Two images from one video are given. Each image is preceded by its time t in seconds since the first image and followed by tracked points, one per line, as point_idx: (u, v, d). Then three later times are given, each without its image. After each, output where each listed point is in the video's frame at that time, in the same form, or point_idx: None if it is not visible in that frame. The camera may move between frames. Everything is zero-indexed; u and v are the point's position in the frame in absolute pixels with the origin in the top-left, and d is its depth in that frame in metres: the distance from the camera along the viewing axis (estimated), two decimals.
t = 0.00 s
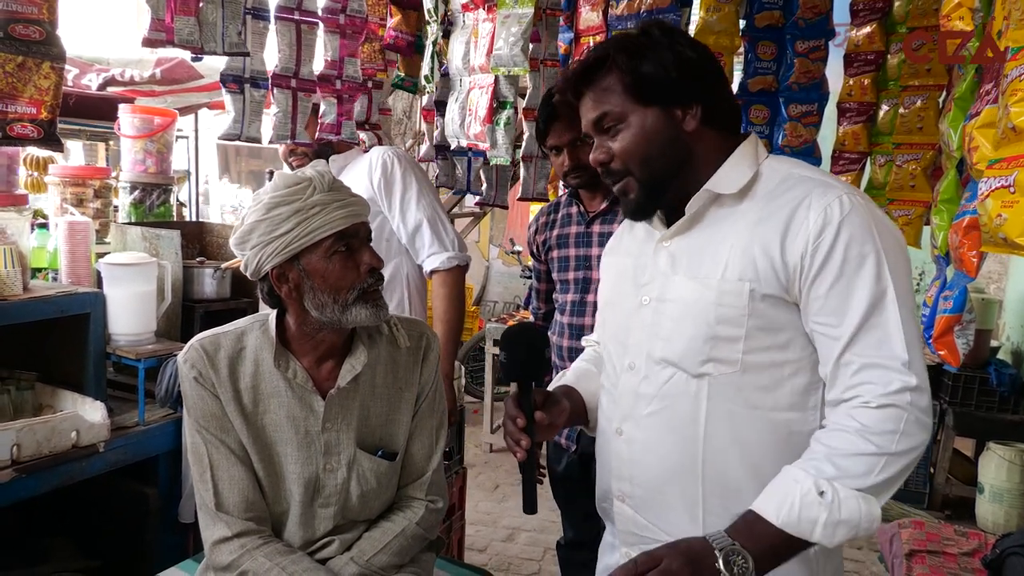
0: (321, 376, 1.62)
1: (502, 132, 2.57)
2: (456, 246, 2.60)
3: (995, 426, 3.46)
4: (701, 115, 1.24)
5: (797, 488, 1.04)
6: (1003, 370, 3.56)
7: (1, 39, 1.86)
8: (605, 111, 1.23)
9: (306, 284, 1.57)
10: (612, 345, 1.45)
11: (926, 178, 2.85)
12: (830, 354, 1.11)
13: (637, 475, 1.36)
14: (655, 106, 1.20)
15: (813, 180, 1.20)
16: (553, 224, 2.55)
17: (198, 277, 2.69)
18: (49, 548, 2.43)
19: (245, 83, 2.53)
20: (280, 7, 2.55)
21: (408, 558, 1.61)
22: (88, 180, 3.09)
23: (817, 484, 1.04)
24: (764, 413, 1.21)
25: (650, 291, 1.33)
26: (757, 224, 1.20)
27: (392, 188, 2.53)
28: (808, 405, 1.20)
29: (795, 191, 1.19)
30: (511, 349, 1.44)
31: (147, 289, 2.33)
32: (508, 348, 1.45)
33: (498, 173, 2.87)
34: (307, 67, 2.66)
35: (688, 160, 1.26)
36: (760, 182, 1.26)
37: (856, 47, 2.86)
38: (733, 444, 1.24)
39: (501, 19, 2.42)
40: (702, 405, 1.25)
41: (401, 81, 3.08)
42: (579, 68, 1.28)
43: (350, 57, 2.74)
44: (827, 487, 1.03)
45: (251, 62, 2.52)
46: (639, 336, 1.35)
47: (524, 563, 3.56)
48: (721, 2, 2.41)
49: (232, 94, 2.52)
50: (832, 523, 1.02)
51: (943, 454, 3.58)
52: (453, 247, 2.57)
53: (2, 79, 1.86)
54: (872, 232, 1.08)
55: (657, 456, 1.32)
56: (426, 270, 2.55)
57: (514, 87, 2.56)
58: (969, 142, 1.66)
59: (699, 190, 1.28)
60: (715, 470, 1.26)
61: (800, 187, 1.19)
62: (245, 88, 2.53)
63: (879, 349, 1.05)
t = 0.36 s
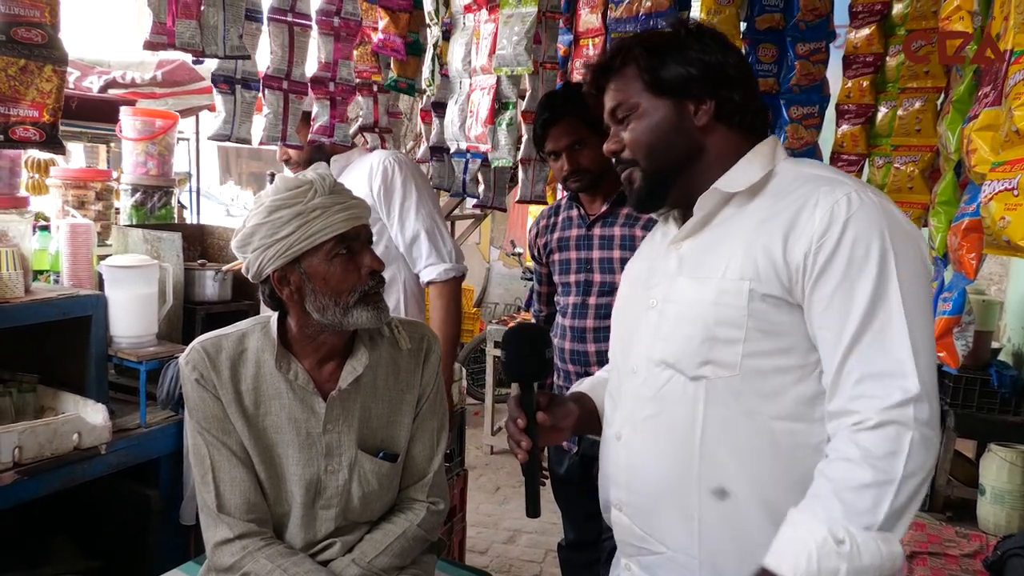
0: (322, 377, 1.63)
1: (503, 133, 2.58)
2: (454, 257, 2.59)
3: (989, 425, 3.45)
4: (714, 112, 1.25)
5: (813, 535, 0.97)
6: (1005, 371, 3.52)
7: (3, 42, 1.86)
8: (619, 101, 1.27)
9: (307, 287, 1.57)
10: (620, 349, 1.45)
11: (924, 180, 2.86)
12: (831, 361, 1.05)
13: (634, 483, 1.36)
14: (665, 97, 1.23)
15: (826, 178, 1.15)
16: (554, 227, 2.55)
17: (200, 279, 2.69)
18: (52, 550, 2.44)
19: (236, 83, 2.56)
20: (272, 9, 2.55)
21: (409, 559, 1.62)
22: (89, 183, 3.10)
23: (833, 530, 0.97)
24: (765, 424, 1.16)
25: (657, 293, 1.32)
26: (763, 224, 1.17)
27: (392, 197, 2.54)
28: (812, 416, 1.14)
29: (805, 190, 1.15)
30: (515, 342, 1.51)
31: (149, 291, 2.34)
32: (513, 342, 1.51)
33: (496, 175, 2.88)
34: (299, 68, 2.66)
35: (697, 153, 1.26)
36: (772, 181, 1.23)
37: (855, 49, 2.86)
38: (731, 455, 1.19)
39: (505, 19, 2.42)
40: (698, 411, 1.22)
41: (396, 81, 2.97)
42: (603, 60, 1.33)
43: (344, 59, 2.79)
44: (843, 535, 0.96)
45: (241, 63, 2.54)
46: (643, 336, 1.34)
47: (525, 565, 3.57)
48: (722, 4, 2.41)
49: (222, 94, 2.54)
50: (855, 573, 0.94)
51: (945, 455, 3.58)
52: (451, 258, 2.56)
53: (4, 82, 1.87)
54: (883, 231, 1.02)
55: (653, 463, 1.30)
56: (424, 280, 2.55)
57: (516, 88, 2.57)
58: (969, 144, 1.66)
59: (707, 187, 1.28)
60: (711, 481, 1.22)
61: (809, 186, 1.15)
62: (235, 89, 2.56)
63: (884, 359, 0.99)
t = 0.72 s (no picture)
0: (322, 380, 1.63)
1: (498, 134, 2.56)
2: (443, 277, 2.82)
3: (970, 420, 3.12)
4: (732, 110, 1.20)
5: (818, 554, 0.98)
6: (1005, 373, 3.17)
7: (2, 46, 1.87)
8: (645, 97, 1.28)
9: (308, 289, 1.58)
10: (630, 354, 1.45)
11: (922, 182, 2.87)
12: (848, 380, 1.03)
13: (628, 486, 1.37)
14: (682, 95, 1.22)
15: (846, 183, 1.13)
16: (553, 230, 2.55)
17: (201, 283, 2.71)
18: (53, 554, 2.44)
19: (249, 89, 2.50)
20: (283, 13, 2.54)
21: (411, 562, 1.63)
22: (90, 187, 3.11)
23: (837, 549, 0.97)
24: (762, 437, 1.15)
25: (667, 296, 1.32)
26: (781, 228, 1.15)
27: (389, 213, 2.75)
28: (817, 433, 1.13)
29: (822, 195, 1.13)
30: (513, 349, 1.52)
31: (149, 294, 2.35)
32: (512, 351, 1.53)
33: (498, 178, 2.88)
34: (311, 72, 2.66)
35: (714, 153, 1.24)
36: (795, 184, 1.21)
37: (853, 51, 2.86)
38: (728, 466, 1.19)
39: (502, 19, 2.43)
40: (697, 417, 1.22)
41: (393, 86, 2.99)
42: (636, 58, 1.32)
43: (354, 62, 2.82)
44: (846, 553, 0.96)
45: (256, 68, 2.47)
46: (651, 339, 1.34)
47: (527, 567, 3.57)
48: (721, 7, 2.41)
49: (237, 101, 2.50)
50: None
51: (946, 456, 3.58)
52: (438, 278, 2.78)
53: (2, 86, 1.87)
54: (904, 239, 0.99)
55: (651, 469, 1.31)
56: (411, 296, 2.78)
57: (512, 88, 2.53)
58: (967, 146, 1.66)
59: (724, 188, 1.26)
60: (705, 491, 1.22)
61: (827, 192, 1.13)
62: (249, 94, 2.51)
63: (905, 376, 0.96)
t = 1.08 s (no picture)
0: (324, 380, 1.64)
1: (494, 136, 2.62)
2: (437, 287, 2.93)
3: (998, 425, 2.34)
4: (736, 111, 1.20)
5: None
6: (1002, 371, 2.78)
7: (5, 47, 1.88)
8: (642, 100, 1.27)
9: (308, 290, 1.59)
10: (628, 355, 1.45)
11: (921, 183, 2.84)
12: (823, 391, 1.03)
13: (624, 485, 1.39)
14: (683, 97, 1.22)
15: (842, 192, 1.12)
16: (551, 229, 2.56)
17: (203, 282, 2.70)
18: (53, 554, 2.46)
19: (265, 92, 2.53)
20: (297, 18, 2.53)
21: (411, 561, 1.64)
22: (92, 187, 3.13)
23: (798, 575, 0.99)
24: (755, 443, 1.16)
25: (665, 296, 1.34)
26: (778, 235, 1.14)
27: (394, 219, 2.85)
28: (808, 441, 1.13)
29: (818, 204, 1.12)
30: (519, 338, 1.49)
31: (151, 295, 2.37)
32: (513, 342, 1.49)
33: (500, 180, 2.82)
34: (324, 75, 2.67)
35: (716, 155, 1.24)
36: (795, 188, 1.21)
37: (854, 53, 2.88)
38: (715, 472, 1.21)
39: (497, 24, 2.43)
40: (688, 421, 1.23)
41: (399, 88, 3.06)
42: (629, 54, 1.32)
43: (365, 63, 2.81)
44: None
45: (270, 71, 2.49)
46: (648, 341, 1.34)
47: (527, 566, 3.57)
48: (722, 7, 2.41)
49: (254, 104, 2.53)
50: None
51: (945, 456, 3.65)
52: (433, 287, 2.89)
53: (5, 87, 1.88)
54: (894, 258, 0.99)
55: (644, 470, 1.32)
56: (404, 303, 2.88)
57: (509, 91, 2.56)
58: (964, 146, 1.68)
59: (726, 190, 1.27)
60: (694, 492, 1.24)
61: (826, 200, 1.12)
62: (265, 98, 2.54)
63: (877, 396, 0.97)
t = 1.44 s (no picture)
0: (323, 383, 1.64)
1: (497, 140, 2.61)
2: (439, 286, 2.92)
3: (1000, 425, 2.54)
4: (723, 117, 1.23)
5: None
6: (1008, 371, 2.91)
7: (6, 50, 1.88)
8: (623, 113, 1.27)
9: (308, 292, 1.59)
10: (621, 353, 1.48)
11: (924, 184, 2.86)
12: (819, 399, 1.07)
13: (619, 482, 1.40)
14: (669, 107, 1.22)
15: (831, 204, 1.16)
16: (549, 230, 2.56)
17: (203, 284, 2.72)
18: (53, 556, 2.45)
19: (256, 93, 2.61)
20: (290, 19, 2.55)
21: (410, 562, 1.64)
22: (92, 188, 3.12)
23: None
24: (755, 441, 1.19)
25: (656, 297, 1.36)
26: (767, 245, 1.17)
27: (393, 220, 2.85)
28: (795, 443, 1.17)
29: (806, 217, 1.16)
30: (502, 348, 1.49)
31: (150, 296, 2.37)
32: (498, 350, 1.50)
33: (496, 181, 2.87)
34: (317, 76, 2.71)
35: (705, 163, 1.26)
36: (782, 196, 1.24)
37: (854, 54, 2.87)
38: (712, 468, 1.24)
39: (498, 28, 2.42)
40: (684, 423, 1.26)
41: (397, 89, 3.01)
42: (600, 66, 1.31)
43: (358, 65, 2.86)
44: None
45: (263, 73, 2.56)
46: (639, 343, 1.37)
47: (526, 568, 3.57)
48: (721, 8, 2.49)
49: (245, 104, 2.61)
50: None
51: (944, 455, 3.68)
52: (434, 287, 2.89)
53: (7, 90, 1.88)
54: (884, 268, 1.03)
55: (639, 469, 1.34)
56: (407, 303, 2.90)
57: (511, 94, 2.57)
58: (965, 147, 1.68)
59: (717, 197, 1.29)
60: (693, 488, 1.27)
61: (816, 211, 1.15)
62: (257, 98, 2.62)
63: (875, 402, 1.01)
